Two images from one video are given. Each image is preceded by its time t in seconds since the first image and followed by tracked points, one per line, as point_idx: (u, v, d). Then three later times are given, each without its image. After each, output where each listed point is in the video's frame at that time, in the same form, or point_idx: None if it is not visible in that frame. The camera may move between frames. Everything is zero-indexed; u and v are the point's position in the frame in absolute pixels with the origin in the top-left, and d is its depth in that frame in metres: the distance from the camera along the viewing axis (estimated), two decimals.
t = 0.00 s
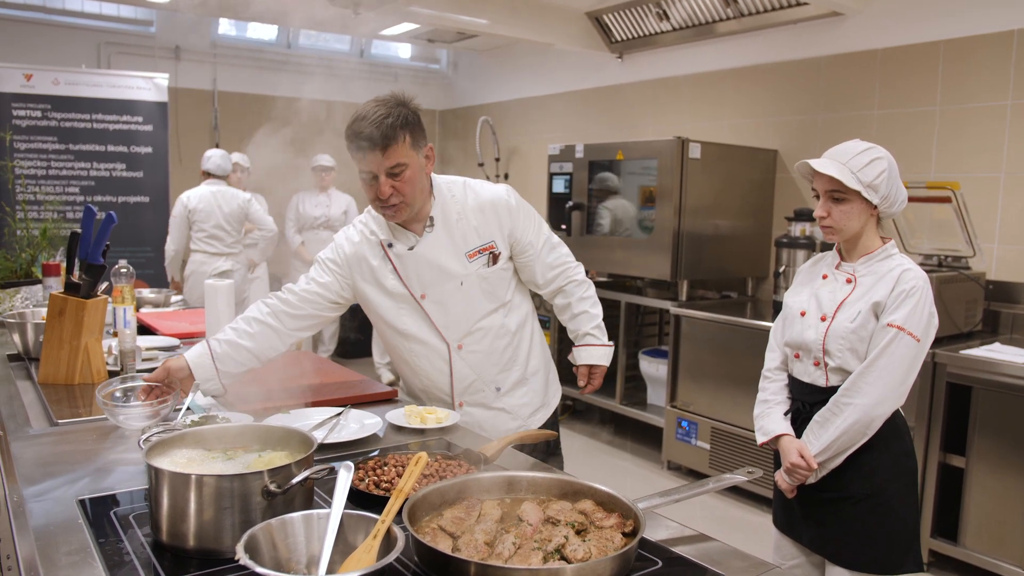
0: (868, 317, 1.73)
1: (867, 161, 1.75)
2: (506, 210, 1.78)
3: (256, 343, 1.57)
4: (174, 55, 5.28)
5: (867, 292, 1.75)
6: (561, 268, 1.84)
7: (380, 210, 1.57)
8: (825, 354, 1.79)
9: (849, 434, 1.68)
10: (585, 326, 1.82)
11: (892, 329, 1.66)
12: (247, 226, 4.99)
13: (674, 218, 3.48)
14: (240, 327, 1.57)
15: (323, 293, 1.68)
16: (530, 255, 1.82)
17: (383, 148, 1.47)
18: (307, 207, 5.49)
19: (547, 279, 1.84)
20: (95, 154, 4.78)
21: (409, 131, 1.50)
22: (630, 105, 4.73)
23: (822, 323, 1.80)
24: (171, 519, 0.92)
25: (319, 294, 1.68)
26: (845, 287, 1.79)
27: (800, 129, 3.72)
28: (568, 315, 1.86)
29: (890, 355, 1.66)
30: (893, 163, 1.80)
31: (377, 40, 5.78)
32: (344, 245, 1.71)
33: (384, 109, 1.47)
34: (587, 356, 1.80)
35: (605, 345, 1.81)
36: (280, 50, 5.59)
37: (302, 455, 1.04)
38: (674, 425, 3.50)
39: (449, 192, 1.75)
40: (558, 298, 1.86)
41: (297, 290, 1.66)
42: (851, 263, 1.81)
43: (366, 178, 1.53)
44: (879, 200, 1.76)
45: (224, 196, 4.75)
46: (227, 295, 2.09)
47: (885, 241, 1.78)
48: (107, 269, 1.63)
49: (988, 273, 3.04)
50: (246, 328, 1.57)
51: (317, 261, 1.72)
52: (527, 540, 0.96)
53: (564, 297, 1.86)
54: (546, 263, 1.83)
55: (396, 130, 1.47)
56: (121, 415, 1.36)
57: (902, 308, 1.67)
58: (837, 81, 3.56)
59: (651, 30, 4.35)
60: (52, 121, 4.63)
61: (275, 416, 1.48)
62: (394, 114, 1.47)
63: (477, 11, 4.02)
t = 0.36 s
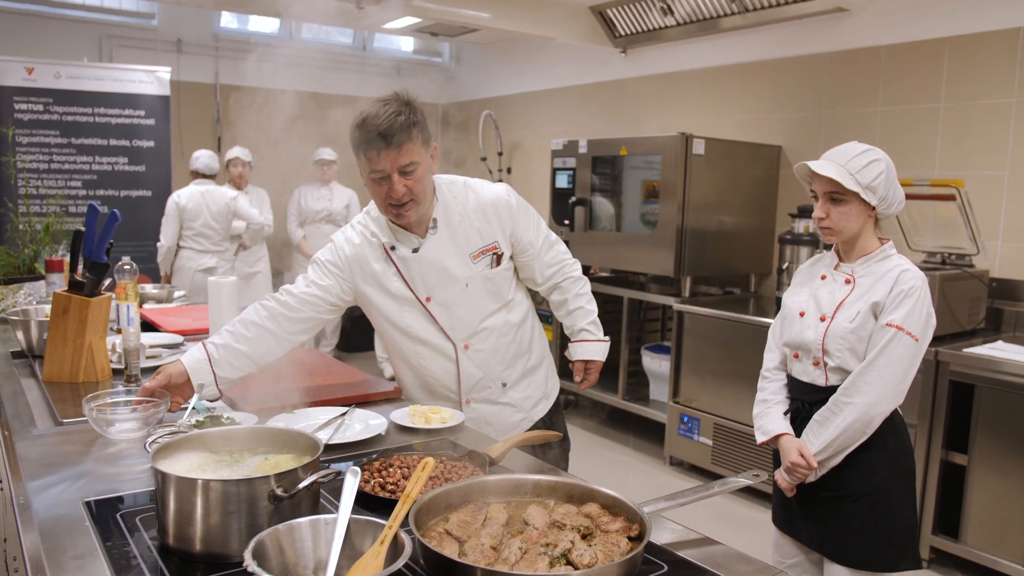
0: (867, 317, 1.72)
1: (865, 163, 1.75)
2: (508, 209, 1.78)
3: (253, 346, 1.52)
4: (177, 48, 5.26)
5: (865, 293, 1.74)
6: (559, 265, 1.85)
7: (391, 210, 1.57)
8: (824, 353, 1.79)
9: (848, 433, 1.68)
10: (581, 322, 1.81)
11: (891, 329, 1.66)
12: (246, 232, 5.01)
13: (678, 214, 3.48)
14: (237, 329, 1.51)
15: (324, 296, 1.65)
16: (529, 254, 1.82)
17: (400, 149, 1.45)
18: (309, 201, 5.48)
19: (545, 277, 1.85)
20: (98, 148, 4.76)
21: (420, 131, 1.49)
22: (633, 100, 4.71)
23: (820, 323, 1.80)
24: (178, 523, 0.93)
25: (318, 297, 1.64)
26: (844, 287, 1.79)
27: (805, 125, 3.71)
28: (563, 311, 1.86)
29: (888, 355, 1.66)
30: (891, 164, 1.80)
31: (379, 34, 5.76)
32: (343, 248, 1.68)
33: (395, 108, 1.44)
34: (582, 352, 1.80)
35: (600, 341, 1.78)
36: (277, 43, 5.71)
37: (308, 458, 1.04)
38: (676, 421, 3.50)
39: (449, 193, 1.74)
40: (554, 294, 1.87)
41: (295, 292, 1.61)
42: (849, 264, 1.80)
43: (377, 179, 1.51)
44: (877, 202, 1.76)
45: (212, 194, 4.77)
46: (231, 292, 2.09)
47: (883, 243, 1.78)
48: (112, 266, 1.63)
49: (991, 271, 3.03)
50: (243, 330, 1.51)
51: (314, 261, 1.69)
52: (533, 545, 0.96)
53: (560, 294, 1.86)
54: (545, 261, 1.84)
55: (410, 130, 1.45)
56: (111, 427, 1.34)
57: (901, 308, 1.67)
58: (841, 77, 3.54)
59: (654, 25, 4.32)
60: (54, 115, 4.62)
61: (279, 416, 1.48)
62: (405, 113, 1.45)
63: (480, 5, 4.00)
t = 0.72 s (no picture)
0: (859, 299, 1.72)
1: (856, 145, 1.74)
2: (535, 192, 1.81)
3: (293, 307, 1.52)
4: (168, 30, 5.19)
5: (856, 275, 1.74)
6: (579, 257, 1.88)
7: (429, 167, 1.59)
8: (817, 336, 1.79)
9: (841, 414, 1.68)
10: (595, 312, 1.84)
11: (882, 310, 1.66)
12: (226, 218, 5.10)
13: (675, 195, 3.47)
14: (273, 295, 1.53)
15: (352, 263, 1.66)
16: (551, 241, 1.86)
17: (448, 98, 1.52)
18: (303, 184, 5.43)
19: (564, 265, 1.88)
20: (90, 133, 4.71)
21: (468, 91, 1.58)
22: (629, 81, 4.68)
23: (813, 306, 1.80)
24: (180, 514, 0.92)
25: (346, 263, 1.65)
26: (836, 270, 1.79)
27: (802, 105, 3.68)
28: (577, 303, 1.87)
29: (880, 336, 1.66)
30: (885, 149, 1.79)
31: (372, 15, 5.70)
32: (377, 211, 1.71)
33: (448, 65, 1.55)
34: (594, 342, 1.82)
35: (611, 333, 1.81)
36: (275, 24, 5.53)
37: (309, 448, 1.04)
38: (674, 402, 3.52)
39: (485, 167, 1.78)
40: (571, 284, 1.89)
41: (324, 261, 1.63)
42: (841, 246, 1.80)
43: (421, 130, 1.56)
44: (866, 184, 1.75)
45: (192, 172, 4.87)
46: (228, 278, 2.08)
47: (874, 225, 1.78)
48: (107, 254, 1.62)
49: (987, 251, 3.03)
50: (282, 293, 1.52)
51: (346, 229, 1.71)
52: (535, 532, 0.96)
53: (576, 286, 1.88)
54: (565, 248, 1.87)
55: (458, 84, 1.55)
56: (110, 416, 1.34)
57: (892, 289, 1.67)
58: (838, 57, 3.52)
59: (650, 5, 4.27)
60: (45, 99, 4.57)
61: (278, 403, 1.48)
62: (457, 72, 1.56)
63: None
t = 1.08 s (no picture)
0: (843, 302, 1.73)
1: (837, 151, 1.76)
2: (569, 203, 1.94)
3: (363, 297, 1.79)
4: (156, 31, 5.15)
5: (840, 278, 1.75)
6: (604, 273, 1.98)
7: (477, 151, 1.77)
8: (802, 338, 1.79)
9: (827, 415, 1.69)
10: (609, 327, 1.90)
11: (866, 312, 1.67)
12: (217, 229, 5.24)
13: (664, 195, 3.47)
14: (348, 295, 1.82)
15: (398, 250, 1.88)
16: (579, 252, 1.97)
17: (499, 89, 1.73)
18: (293, 185, 5.41)
19: (587, 277, 1.97)
20: (77, 135, 4.67)
21: (518, 88, 1.77)
22: (618, 82, 4.68)
23: (798, 308, 1.80)
24: (166, 525, 0.92)
25: (396, 255, 1.89)
26: (819, 272, 1.79)
27: (791, 107, 3.69)
28: (592, 318, 1.95)
29: (864, 338, 1.67)
30: (868, 154, 1.80)
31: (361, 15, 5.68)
32: (425, 198, 1.88)
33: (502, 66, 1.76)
34: (603, 358, 1.86)
35: (622, 350, 1.86)
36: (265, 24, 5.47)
37: (298, 458, 1.03)
38: (664, 403, 3.53)
39: (531, 171, 1.94)
40: (592, 298, 1.97)
41: (381, 254, 1.89)
42: (824, 249, 1.81)
43: (473, 118, 1.76)
44: (847, 189, 1.76)
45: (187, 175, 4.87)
46: (216, 282, 2.07)
47: (857, 228, 1.78)
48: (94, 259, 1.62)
49: (973, 251, 3.05)
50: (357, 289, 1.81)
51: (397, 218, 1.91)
52: (525, 541, 0.96)
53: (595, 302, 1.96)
54: (591, 263, 1.97)
55: (508, 81, 1.75)
56: (97, 424, 1.34)
57: (875, 291, 1.68)
58: (825, 58, 3.53)
59: (638, 6, 4.27)
60: (31, 101, 4.53)
61: (267, 410, 1.47)
62: (509, 71, 1.76)
63: None
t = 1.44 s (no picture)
0: (825, 302, 1.75)
1: (818, 154, 1.77)
2: (595, 208, 1.96)
3: (410, 305, 1.85)
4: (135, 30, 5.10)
5: (822, 278, 1.76)
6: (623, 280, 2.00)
7: (509, 161, 1.82)
8: (785, 339, 1.80)
9: (810, 416, 1.71)
10: (619, 335, 1.97)
11: (848, 312, 1.70)
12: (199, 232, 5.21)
13: (646, 196, 3.49)
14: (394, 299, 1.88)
15: (433, 246, 1.92)
16: (604, 259, 1.99)
17: (531, 102, 1.77)
18: (275, 186, 5.39)
19: (606, 283, 2.00)
20: (55, 135, 4.63)
21: (548, 98, 1.82)
22: (601, 83, 4.70)
23: (779, 309, 1.81)
24: (145, 530, 0.91)
25: (431, 252, 1.92)
26: (800, 274, 1.80)
27: (772, 108, 3.73)
28: (605, 327, 2.00)
29: (847, 337, 1.69)
30: (843, 155, 1.82)
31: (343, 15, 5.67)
32: (461, 194, 1.91)
33: (531, 76, 1.80)
34: (614, 364, 1.96)
35: (633, 356, 1.95)
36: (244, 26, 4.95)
37: (278, 461, 1.03)
38: (646, 403, 3.55)
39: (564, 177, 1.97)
40: (609, 305, 2.00)
41: (417, 253, 1.93)
42: (804, 251, 1.82)
43: (505, 129, 1.81)
44: (829, 191, 1.78)
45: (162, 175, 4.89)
46: (196, 284, 2.06)
47: (836, 230, 1.81)
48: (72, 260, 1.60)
49: (951, 251, 3.10)
50: (402, 295, 1.87)
51: (430, 213, 1.93)
52: (505, 543, 0.96)
53: (611, 310, 2.00)
54: (611, 269, 2.00)
55: (537, 92, 1.79)
56: (75, 428, 1.32)
57: (857, 291, 1.71)
58: (806, 60, 3.56)
59: (621, 7, 4.28)
60: (9, 101, 4.48)
61: (248, 413, 1.47)
62: (538, 83, 1.80)
63: None
